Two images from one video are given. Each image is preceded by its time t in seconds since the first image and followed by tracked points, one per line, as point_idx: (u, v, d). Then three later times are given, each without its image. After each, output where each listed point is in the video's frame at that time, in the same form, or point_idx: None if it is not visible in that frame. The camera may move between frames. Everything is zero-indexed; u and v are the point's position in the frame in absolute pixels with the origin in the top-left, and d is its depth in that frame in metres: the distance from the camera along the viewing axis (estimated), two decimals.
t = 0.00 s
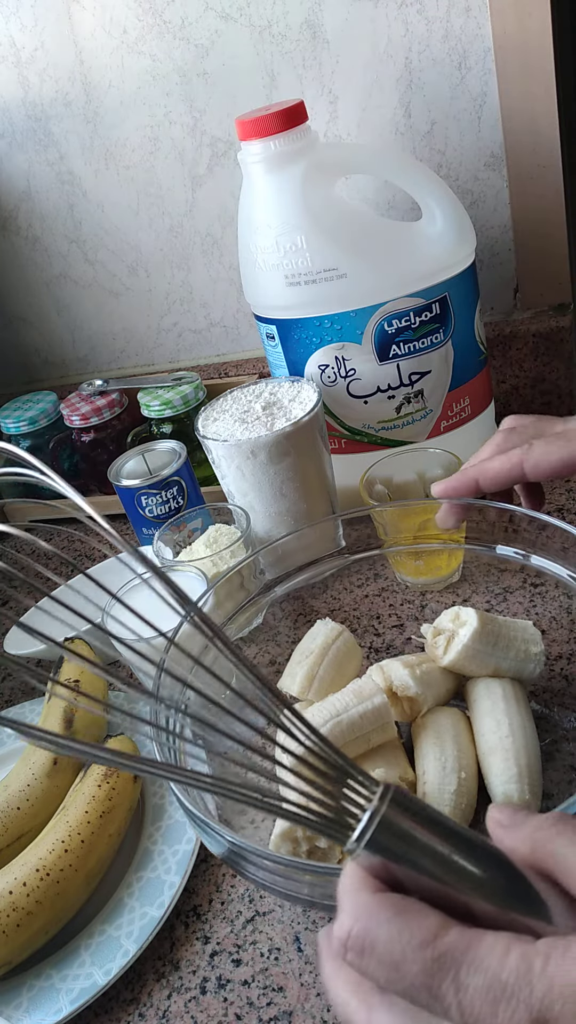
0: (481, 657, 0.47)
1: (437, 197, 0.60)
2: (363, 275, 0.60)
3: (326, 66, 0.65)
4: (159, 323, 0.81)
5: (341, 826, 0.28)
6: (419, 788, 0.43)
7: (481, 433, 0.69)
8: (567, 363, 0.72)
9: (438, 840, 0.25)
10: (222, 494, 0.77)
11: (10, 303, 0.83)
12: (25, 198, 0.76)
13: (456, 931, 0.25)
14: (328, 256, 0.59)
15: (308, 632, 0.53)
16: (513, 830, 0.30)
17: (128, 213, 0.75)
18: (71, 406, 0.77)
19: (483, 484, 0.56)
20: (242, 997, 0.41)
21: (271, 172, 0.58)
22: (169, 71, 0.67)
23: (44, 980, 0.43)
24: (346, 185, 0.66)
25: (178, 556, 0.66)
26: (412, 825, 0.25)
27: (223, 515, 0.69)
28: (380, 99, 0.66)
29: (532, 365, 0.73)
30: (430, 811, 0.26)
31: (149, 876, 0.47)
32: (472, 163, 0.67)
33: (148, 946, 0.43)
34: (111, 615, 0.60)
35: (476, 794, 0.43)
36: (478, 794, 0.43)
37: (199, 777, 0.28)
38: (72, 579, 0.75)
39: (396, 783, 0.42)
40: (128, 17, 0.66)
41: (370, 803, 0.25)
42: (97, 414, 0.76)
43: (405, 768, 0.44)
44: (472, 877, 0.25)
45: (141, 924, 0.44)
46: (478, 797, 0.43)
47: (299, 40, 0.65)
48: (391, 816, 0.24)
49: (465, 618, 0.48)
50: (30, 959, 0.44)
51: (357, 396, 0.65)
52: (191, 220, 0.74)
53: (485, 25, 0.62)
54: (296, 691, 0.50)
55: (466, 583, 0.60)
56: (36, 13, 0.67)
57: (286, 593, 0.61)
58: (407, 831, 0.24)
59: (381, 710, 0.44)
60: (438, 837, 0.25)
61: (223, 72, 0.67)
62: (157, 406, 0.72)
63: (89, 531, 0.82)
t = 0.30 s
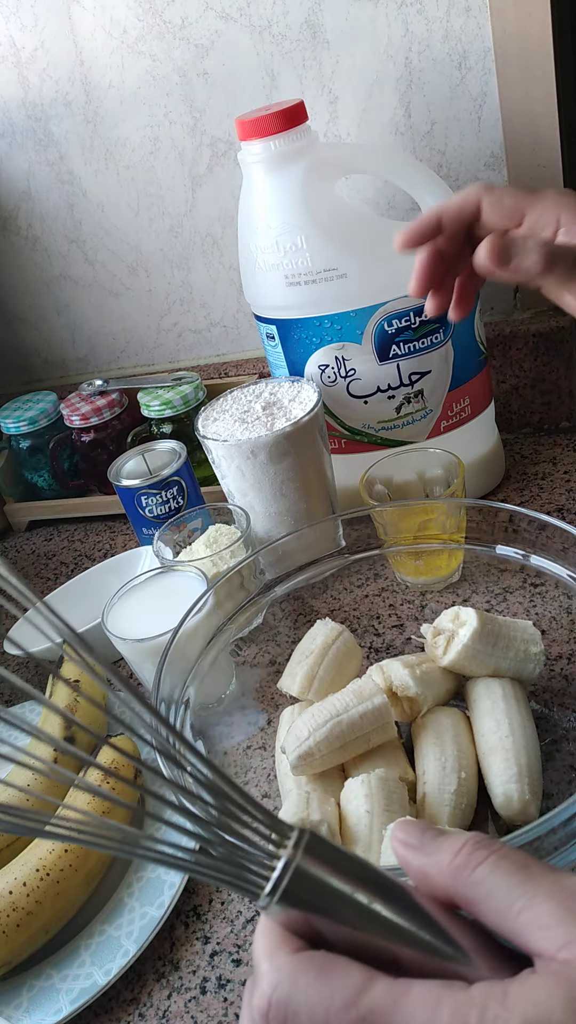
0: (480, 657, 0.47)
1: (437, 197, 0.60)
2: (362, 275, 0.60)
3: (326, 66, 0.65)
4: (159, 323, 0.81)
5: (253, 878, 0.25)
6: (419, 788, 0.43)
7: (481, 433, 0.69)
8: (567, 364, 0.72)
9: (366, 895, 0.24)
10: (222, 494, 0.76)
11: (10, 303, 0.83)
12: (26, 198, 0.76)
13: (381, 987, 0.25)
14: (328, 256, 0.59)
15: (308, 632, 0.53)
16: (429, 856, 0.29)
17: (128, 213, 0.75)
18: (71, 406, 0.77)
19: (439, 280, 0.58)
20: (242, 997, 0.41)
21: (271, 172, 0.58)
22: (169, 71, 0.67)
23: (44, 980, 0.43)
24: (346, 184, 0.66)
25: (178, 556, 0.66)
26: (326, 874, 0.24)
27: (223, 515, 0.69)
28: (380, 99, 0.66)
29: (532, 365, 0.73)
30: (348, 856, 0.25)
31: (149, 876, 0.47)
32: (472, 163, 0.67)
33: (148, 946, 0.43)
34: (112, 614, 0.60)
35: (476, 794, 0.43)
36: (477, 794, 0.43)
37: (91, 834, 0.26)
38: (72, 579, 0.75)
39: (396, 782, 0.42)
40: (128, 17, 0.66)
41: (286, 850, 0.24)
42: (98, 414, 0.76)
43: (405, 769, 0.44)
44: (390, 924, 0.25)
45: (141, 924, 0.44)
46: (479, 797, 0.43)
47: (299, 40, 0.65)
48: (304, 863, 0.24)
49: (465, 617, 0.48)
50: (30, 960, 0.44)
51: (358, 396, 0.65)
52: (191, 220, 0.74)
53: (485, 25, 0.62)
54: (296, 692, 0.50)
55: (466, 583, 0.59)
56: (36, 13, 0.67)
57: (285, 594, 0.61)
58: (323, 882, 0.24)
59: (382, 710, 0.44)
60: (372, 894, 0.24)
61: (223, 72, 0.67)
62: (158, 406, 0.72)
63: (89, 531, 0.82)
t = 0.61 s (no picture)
0: (480, 657, 0.47)
1: (437, 197, 0.60)
2: (362, 275, 0.60)
3: (326, 66, 0.65)
4: (159, 323, 0.81)
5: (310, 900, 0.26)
6: (419, 787, 0.43)
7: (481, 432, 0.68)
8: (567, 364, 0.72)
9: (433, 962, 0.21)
10: (222, 493, 0.76)
11: (10, 303, 0.83)
12: (26, 198, 0.76)
13: None
14: (328, 256, 0.59)
15: (308, 632, 0.53)
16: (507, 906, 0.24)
17: (128, 213, 0.75)
18: (71, 406, 0.77)
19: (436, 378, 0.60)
20: (242, 997, 0.41)
21: (271, 172, 0.58)
22: (169, 71, 0.67)
23: (44, 980, 0.43)
24: (346, 184, 0.66)
25: (178, 556, 0.66)
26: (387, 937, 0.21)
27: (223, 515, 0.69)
28: (380, 99, 0.66)
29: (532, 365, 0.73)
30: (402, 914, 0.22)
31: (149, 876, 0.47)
32: (472, 163, 0.67)
33: (148, 946, 0.43)
34: (112, 614, 0.60)
35: (476, 795, 0.43)
36: (477, 794, 0.43)
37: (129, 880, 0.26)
38: (72, 578, 0.75)
39: (396, 783, 0.42)
40: (128, 17, 0.66)
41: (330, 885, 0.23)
42: (98, 414, 0.76)
43: (405, 769, 0.45)
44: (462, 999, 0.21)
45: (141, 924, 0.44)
46: (478, 796, 0.43)
47: (299, 40, 0.65)
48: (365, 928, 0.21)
49: (465, 617, 0.48)
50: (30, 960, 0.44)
51: (358, 396, 0.65)
52: (191, 220, 0.74)
53: (485, 25, 0.62)
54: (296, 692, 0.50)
55: (466, 583, 0.60)
56: (36, 13, 0.67)
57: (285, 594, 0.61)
58: (386, 947, 0.20)
59: (382, 710, 0.44)
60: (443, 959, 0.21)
61: (223, 72, 0.67)
62: (158, 406, 0.72)
63: (89, 531, 0.82)
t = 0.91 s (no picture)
0: (480, 657, 0.47)
1: (437, 197, 0.60)
2: (362, 275, 0.60)
3: (326, 66, 0.65)
4: (159, 323, 0.81)
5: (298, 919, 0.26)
6: (419, 787, 0.43)
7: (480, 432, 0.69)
8: (567, 364, 0.72)
9: None
10: (222, 493, 0.77)
11: (10, 303, 0.83)
12: (26, 198, 0.76)
13: None
14: (327, 256, 0.59)
15: (308, 632, 0.53)
16: None
17: (128, 213, 0.75)
18: (71, 406, 0.77)
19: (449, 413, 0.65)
20: (242, 997, 0.41)
21: (271, 172, 0.58)
22: (169, 71, 0.67)
23: (44, 980, 0.43)
24: (346, 184, 0.66)
25: (178, 556, 0.66)
26: None
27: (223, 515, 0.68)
28: (380, 99, 0.66)
29: (532, 365, 0.73)
30: None
31: (149, 876, 0.46)
32: (472, 163, 0.67)
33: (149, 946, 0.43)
34: (112, 615, 0.60)
35: (476, 794, 0.43)
36: (477, 794, 0.43)
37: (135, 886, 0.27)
38: (72, 579, 0.75)
39: (396, 782, 0.42)
40: (128, 17, 0.66)
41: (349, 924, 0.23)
42: (98, 414, 0.76)
43: (405, 768, 0.45)
44: None
45: (141, 924, 0.44)
46: (478, 796, 0.43)
47: (299, 40, 0.65)
48: None
49: (465, 617, 0.48)
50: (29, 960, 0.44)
51: (358, 396, 0.65)
52: (191, 220, 0.74)
53: (485, 25, 0.62)
54: (296, 692, 0.50)
55: (466, 583, 0.60)
56: (36, 13, 0.67)
57: (285, 594, 0.61)
58: None
59: (382, 710, 0.44)
60: None
61: (223, 72, 0.67)
62: (158, 406, 0.72)
63: (89, 531, 0.82)
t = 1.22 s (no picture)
0: (480, 657, 0.47)
1: (437, 197, 0.60)
2: (362, 275, 0.60)
3: (326, 66, 0.65)
4: (159, 323, 0.81)
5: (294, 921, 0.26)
6: (419, 787, 0.43)
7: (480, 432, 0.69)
8: (567, 364, 0.72)
9: None
10: (222, 494, 0.77)
11: (9, 303, 0.83)
12: (26, 198, 0.76)
13: None
14: (327, 256, 0.59)
15: (308, 632, 0.53)
16: None
17: (128, 213, 0.75)
18: (71, 406, 0.77)
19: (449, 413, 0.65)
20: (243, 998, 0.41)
21: (271, 172, 0.58)
22: (169, 71, 0.67)
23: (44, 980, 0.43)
24: (346, 184, 0.66)
25: (178, 556, 0.66)
26: None
27: (223, 515, 0.68)
28: (380, 99, 0.66)
29: (532, 365, 0.73)
30: None
31: (150, 875, 0.46)
32: (472, 163, 0.67)
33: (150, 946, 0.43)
34: (112, 615, 0.60)
35: (476, 794, 0.43)
36: (477, 794, 0.43)
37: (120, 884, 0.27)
38: (72, 579, 0.75)
39: (396, 782, 0.42)
40: (128, 17, 0.66)
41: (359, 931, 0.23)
42: (98, 414, 0.76)
43: (405, 769, 0.45)
44: None
45: (141, 923, 0.44)
46: (478, 796, 0.43)
47: (299, 40, 0.65)
48: None
49: (466, 617, 0.48)
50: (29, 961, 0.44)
51: (358, 396, 0.65)
52: (191, 220, 0.74)
53: (485, 25, 0.62)
54: (296, 692, 0.50)
55: (466, 583, 0.60)
56: (36, 13, 0.67)
57: (284, 594, 0.61)
58: None
59: (382, 710, 0.44)
60: None
61: (223, 72, 0.67)
62: (158, 406, 0.72)
63: (89, 532, 0.82)
